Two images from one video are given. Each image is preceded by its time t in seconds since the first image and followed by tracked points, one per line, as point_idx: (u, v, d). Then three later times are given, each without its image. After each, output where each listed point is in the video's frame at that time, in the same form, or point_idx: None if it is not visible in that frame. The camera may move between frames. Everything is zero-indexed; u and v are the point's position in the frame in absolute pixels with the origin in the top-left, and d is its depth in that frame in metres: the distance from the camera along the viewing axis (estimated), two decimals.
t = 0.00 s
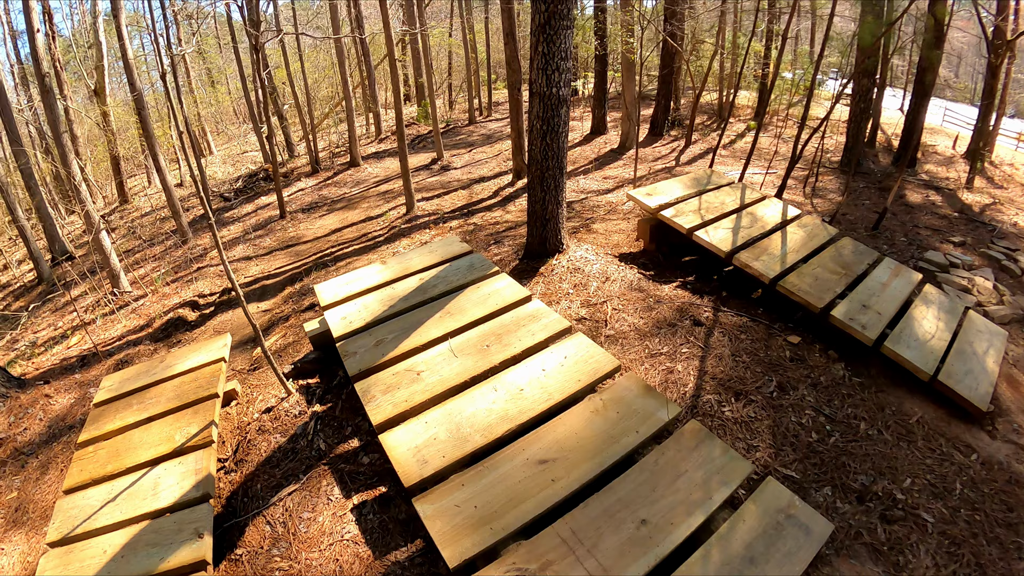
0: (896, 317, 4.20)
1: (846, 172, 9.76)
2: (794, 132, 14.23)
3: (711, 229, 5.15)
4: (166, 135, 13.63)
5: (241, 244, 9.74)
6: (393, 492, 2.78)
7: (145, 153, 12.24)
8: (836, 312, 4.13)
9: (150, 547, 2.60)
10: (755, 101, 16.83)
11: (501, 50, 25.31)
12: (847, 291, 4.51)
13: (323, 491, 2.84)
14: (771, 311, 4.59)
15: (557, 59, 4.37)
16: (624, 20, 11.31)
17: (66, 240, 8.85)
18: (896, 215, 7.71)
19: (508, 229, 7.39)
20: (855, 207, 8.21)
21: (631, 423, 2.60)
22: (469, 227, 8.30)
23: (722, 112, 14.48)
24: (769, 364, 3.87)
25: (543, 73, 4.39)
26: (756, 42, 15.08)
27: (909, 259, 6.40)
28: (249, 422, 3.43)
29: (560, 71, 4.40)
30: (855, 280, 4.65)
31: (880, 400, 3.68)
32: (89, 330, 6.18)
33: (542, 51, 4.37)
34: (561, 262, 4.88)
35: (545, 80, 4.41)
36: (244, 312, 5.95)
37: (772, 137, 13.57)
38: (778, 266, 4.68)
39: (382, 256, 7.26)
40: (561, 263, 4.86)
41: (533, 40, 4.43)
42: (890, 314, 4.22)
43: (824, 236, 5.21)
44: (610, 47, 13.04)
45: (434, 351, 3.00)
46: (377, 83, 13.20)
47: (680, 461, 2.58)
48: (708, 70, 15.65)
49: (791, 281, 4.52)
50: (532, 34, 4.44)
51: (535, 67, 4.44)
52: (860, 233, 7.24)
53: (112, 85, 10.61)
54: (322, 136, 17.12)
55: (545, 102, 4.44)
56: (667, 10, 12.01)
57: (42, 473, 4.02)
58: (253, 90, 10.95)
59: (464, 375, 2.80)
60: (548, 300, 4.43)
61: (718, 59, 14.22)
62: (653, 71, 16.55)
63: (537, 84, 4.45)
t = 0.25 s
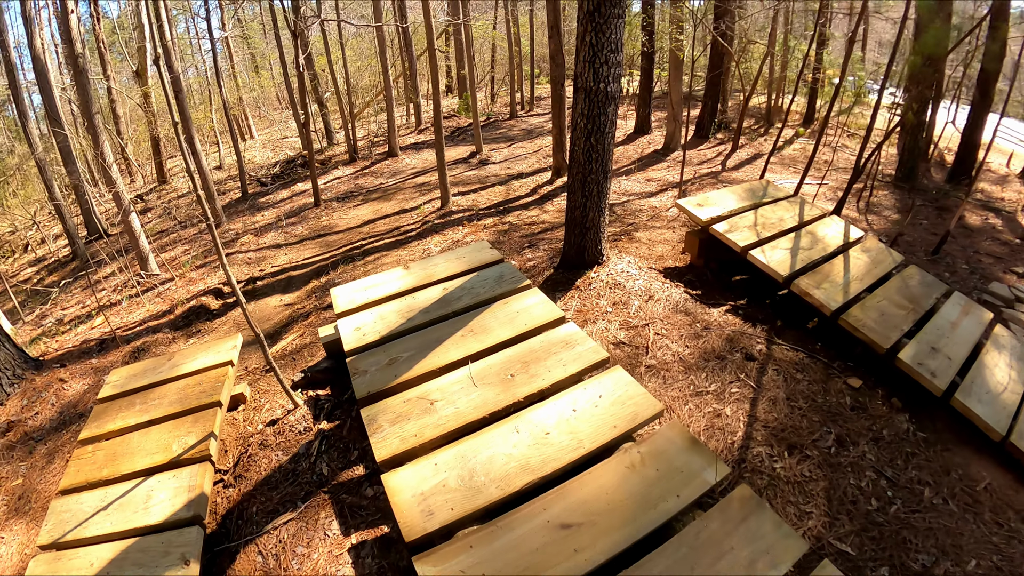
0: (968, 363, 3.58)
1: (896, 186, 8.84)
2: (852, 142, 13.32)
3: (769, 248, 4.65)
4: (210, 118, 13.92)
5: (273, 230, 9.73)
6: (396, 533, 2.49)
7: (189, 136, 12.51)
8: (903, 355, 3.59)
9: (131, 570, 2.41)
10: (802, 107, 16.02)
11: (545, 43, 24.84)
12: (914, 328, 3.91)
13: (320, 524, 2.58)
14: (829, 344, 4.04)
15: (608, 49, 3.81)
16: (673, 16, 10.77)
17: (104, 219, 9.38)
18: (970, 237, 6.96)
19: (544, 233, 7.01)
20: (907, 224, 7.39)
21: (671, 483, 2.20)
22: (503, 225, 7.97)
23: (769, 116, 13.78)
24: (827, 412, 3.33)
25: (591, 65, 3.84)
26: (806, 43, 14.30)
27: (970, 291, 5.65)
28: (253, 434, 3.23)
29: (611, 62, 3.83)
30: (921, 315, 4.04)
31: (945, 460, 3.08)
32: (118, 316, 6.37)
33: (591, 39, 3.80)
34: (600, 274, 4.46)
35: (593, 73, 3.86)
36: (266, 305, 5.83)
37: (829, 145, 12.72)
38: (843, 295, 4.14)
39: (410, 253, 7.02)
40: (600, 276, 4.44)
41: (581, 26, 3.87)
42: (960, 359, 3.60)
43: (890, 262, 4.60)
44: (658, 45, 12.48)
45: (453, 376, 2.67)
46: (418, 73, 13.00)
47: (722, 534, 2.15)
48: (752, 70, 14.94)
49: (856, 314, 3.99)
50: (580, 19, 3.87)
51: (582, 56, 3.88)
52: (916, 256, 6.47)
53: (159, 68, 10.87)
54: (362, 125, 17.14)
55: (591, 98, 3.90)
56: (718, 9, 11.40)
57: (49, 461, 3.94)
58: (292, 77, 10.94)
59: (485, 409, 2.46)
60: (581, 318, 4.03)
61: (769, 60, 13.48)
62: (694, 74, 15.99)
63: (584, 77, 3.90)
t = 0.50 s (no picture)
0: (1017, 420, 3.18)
1: (936, 203, 8.29)
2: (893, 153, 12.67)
3: (807, 276, 4.32)
4: (239, 103, 14.09)
5: (295, 219, 9.70)
6: None
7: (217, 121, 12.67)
8: (945, 408, 3.21)
9: None
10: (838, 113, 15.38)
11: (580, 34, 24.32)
12: (960, 375, 3.53)
13: (307, 559, 2.44)
14: (865, 388, 3.68)
15: (645, 48, 3.36)
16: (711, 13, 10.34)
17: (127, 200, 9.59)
18: None
19: (567, 237, 6.73)
20: (949, 246, 6.84)
21: (686, 558, 1.96)
22: (526, 226, 7.72)
23: (804, 120, 13.23)
24: (860, 471, 2.99)
25: (625, 65, 3.40)
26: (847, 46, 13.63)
27: (1016, 327, 5.15)
28: (249, 450, 3.13)
29: (647, 63, 3.39)
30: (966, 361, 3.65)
31: (980, 528, 2.72)
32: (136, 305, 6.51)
33: (626, 36, 3.36)
34: (625, 294, 4.19)
35: (627, 75, 3.41)
36: (279, 300, 5.78)
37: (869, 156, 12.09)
38: (885, 334, 3.82)
39: (429, 251, 6.85)
40: (625, 296, 4.18)
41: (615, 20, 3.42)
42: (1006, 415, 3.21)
43: (936, 297, 4.23)
44: (694, 42, 12.04)
45: (456, 412, 2.48)
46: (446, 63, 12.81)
47: None
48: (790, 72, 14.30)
49: (898, 356, 3.64)
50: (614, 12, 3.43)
51: (615, 55, 3.44)
52: (958, 284, 5.98)
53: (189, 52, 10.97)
54: (390, 113, 17.06)
55: (624, 103, 3.46)
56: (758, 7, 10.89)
57: (52, 456, 3.96)
58: (319, 63, 10.86)
59: (488, 455, 2.25)
60: (600, 344, 3.78)
61: (808, 63, 12.90)
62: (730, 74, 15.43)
63: (616, 78, 3.46)
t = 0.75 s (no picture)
0: None
1: (975, 215, 7.86)
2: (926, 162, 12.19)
3: (842, 296, 4.05)
4: (263, 88, 14.18)
5: (313, 207, 9.66)
6: None
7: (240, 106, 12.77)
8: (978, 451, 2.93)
9: None
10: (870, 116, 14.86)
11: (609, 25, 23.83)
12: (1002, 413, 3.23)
13: None
14: (897, 421, 3.43)
15: (681, 44, 3.05)
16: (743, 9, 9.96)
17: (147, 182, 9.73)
18: None
19: (589, 238, 6.51)
20: (984, 264, 6.43)
21: None
22: (547, 223, 7.51)
23: (834, 122, 12.79)
24: (887, 514, 2.76)
25: (659, 62, 3.11)
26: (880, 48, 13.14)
27: None
28: (249, 456, 3.05)
29: (684, 62, 3.09)
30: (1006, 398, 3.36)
31: None
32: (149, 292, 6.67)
33: (661, 31, 3.05)
34: (649, 306, 4.00)
35: (661, 73, 3.12)
36: (292, 292, 5.76)
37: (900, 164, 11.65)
38: (922, 363, 3.58)
39: (445, 247, 6.71)
40: (649, 307, 3.99)
41: (649, 12, 3.11)
42: None
43: (974, 323, 3.98)
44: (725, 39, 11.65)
45: (463, 435, 2.33)
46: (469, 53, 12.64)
47: None
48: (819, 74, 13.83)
49: (935, 388, 3.38)
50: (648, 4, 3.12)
51: (647, 51, 3.14)
52: (992, 306, 5.60)
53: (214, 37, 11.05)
54: (413, 102, 16.94)
55: (656, 104, 3.17)
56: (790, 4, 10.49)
57: (55, 444, 4.09)
58: (342, 49, 10.78)
59: (496, 487, 2.09)
60: (619, 361, 3.60)
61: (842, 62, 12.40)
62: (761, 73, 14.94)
63: (649, 77, 3.16)
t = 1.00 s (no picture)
0: None
1: (1011, 227, 7.46)
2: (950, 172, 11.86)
3: (880, 318, 3.76)
4: (279, 78, 14.11)
5: (326, 199, 9.50)
6: None
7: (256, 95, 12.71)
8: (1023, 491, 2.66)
9: None
10: (898, 121, 14.38)
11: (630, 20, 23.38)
12: None
13: None
14: (937, 454, 3.16)
15: (723, 37, 2.75)
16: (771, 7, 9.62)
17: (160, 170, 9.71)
18: None
19: (609, 240, 6.25)
20: (1020, 282, 6.08)
21: None
22: (564, 223, 7.26)
23: (858, 125, 12.43)
24: (926, 561, 2.50)
25: (698, 57, 2.81)
26: (904, 52, 12.80)
27: None
28: (245, 469, 2.90)
29: (725, 58, 2.80)
30: None
31: None
32: (156, 284, 6.64)
33: (702, 23, 2.75)
34: (676, 321, 3.78)
35: (700, 70, 2.83)
36: (300, 288, 5.64)
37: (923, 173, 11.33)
38: (966, 395, 3.27)
39: (459, 245, 6.50)
40: (676, 322, 3.77)
41: None
42: None
43: (1015, 351, 3.64)
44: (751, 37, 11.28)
45: (474, 467, 2.14)
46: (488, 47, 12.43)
47: None
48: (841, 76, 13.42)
49: (977, 421, 3.07)
50: None
51: (686, 44, 2.85)
52: None
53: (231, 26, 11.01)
54: (430, 95, 16.75)
55: (693, 104, 2.89)
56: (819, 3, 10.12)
57: (52, 442, 4.06)
58: (358, 40, 10.62)
59: (508, 530, 1.89)
60: (644, 380, 3.40)
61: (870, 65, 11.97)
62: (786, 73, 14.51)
63: (686, 73, 2.88)
